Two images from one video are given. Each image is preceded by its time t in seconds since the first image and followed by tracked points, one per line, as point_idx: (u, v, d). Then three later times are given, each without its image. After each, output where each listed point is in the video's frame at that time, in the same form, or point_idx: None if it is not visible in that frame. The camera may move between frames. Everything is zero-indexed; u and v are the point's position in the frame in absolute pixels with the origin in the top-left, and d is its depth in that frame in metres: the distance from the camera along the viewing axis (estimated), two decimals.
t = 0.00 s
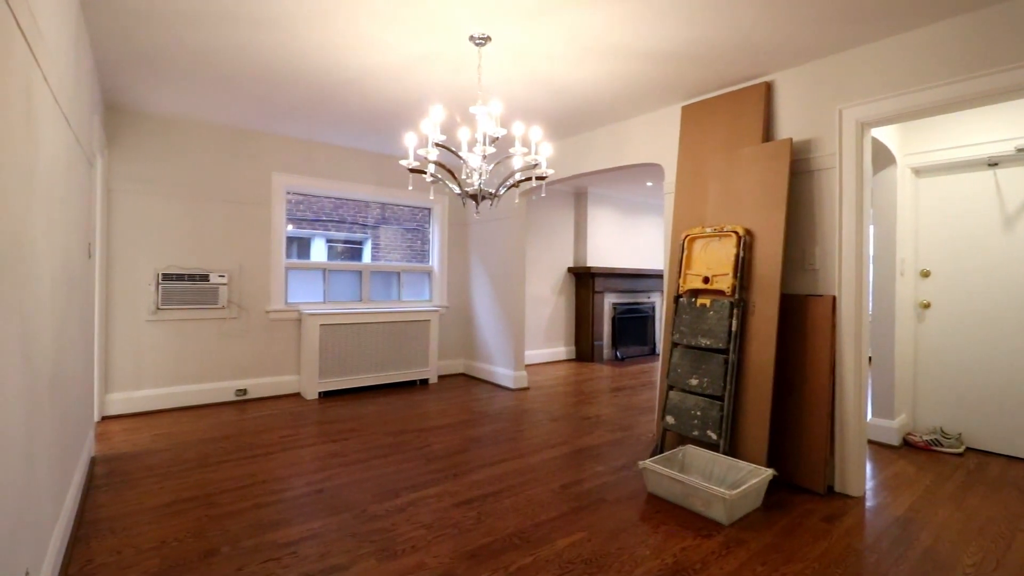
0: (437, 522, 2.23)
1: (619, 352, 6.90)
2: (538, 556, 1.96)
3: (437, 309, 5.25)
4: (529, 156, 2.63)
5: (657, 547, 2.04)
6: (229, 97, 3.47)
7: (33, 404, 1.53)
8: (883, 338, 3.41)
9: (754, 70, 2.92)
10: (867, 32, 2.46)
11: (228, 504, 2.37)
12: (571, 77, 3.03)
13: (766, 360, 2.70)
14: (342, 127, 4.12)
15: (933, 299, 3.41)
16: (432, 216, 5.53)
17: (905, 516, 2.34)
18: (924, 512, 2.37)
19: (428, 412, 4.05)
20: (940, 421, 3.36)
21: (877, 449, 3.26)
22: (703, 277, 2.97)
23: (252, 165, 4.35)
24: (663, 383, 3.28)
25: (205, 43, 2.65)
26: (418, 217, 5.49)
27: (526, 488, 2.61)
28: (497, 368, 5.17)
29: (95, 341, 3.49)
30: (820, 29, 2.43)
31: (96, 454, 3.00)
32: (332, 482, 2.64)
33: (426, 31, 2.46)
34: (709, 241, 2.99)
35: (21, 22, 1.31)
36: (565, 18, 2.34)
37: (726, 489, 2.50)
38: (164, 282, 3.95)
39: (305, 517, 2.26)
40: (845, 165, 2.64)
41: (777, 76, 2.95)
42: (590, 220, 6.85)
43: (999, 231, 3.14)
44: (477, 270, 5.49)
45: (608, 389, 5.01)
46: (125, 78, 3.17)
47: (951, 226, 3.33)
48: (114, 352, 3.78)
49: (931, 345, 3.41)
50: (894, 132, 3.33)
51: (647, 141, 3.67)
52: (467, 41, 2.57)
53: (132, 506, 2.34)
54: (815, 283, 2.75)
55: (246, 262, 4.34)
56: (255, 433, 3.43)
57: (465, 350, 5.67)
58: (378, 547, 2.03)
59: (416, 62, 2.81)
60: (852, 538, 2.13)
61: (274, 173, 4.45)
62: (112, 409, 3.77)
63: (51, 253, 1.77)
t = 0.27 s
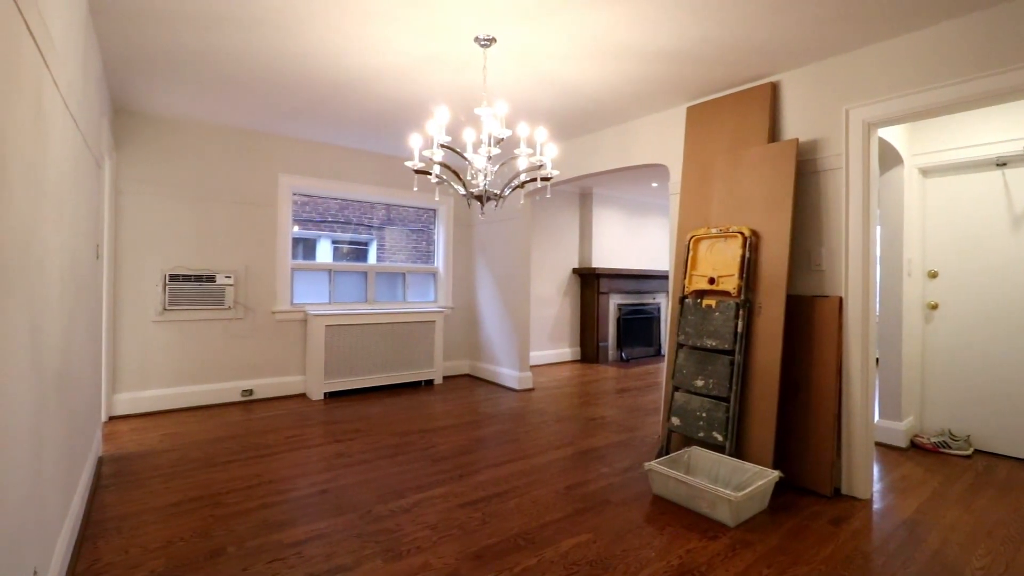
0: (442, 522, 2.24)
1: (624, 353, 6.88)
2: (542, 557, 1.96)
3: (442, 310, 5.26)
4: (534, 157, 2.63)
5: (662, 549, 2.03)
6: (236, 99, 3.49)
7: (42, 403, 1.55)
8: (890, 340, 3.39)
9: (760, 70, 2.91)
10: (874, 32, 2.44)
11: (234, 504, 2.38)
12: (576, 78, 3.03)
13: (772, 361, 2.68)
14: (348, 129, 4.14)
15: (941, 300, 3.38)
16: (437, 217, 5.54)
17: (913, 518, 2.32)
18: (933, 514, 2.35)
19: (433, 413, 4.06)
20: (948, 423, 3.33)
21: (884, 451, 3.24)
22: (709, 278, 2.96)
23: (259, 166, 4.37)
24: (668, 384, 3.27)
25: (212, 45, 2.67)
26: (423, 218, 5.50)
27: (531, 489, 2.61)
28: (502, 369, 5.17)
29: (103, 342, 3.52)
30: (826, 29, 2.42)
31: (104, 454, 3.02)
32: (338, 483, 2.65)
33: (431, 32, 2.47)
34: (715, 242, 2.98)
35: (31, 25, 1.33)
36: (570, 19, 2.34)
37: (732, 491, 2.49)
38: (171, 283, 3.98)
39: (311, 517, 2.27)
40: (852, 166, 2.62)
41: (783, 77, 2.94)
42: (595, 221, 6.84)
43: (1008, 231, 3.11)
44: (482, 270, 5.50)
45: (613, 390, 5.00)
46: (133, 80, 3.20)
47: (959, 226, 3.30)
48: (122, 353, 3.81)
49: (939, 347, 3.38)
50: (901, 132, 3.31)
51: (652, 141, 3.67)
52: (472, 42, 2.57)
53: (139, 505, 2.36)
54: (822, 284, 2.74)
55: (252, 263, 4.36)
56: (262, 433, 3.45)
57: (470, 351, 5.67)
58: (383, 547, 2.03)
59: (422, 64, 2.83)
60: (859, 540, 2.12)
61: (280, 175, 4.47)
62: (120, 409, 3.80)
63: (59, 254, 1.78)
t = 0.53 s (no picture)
0: (442, 522, 2.24)
1: (624, 354, 6.88)
2: (542, 557, 1.97)
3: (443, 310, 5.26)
4: (534, 158, 2.62)
5: (662, 549, 2.03)
6: (237, 99, 3.49)
7: (43, 402, 1.55)
8: (890, 340, 3.39)
9: (761, 71, 2.91)
10: (874, 32, 2.45)
11: (235, 504, 2.38)
12: (577, 78, 3.03)
13: (773, 362, 2.68)
14: (349, 129, 4.15)
15: (941, 300, 3.38)
16: (438, 217, 5.54)
17: (913, 519, 2.32)
18: (933, 515, 2.35)
19: (434, 413, 4.06)
20: (949, 423, 3.33)
21: (885, 452, 3.24)
22: (709, 278, 2.96)
23: (260, 167, 4.38)
24: (669, 384, 3.27)
25: (213, 45, 2.67)
26: (424, 218, 5.51)
27: (531, 489, 2.61)
28: (502, 369, 5.17)
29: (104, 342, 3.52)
30: (827, 30, 2.42)
31: (105, 453, 3.02)
32: (338, 483, 2.65)
33: (432, 33, 2.47)
34: (715, 242, 2.98)
35: (32, 25, 1.33)
36: (571, 19, 2.35)
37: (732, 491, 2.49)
38: (172, 283, 3.98)
39: (311, 517, 2.28)
40: (852, 166, 2.62)
41: (784, 77, 2.94)
42: (595, 221, 6.84)
43: (1009, 232, 3.11)
44: (483, 271, 5.50)
45: (613, 390, 5.00)
46: (134, 80, 3.20)
47: (960, 227, 3.30)
48: (123, 353, 3.82)
49: (939, 347, 3.38)
50: (901, 132, 3.31)
51: (653, 142, 3.67)
52: (473, 43, 2.58)
53: (140, 505, 2.36)
54: (822, 284, 2.74)
55: (253, 263, 4.37)
56: (262, 433, 3.46)
57: (471, 351, 5.68)
58: (383, 547, 2.04)
59: (423, 64, 2.83)
60: (859, 541, 2.12)
61: (281, 175, 4.47)
62: (121, 409, 3.81)
63: (60, 253, 1.79)
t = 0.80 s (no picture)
0: (441, 523, 2.24)
1: (623, 354, 6.88)
2: (541, 557, 1.97)
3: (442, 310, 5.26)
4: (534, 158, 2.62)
5: (661, 549, 2.04)
6: (237, 99, 3.49)
7: (42, 402, 1.55)
8: (889, 341, 3.39)
9: (760, 71, 2.92)
10: (873, 33, 2.45)
11: (234, 505, 2.38)
12: (576, 79, 3.03)
13: (772, 362, 2.69)
14: (349, 129, 4.15)
15: (940, 301, 3.39)
16: (437, 217, 5.54)
17: (911, 519, 2.32)
18: (931, 515, 2.35)
19: (433, 413, 4.06)
20: (947, 424, 3.34)
21: (883, 452, 3.24)
22: (708, 279, 2.96)
23: (259, 167, 4.38)
24: (667, 384, 3.27)
25: (212, 45, 2.67)
26: (423, 218, 5.51)
27: (530, 489, 2.61)
28: (501, 369, 5.18)
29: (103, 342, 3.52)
30: (826, 30, 2.42)
31: (103, 453, 3.02)
32: (337, 483, 2.65)
33: (432, 33, 2.48)
34: (714, 242, 2.99)
35: (31, 24, 1.33)
36: (570, 19, 2.35)
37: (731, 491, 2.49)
38: (171, 283, 3.98)
39: (310, 517, 2.27)
40: (851, 167, 2.63)
41: (783, 78, 2.95)
42: (595, 222, 6.84)
43: (1007, 232, 3.12)
44: (482, 271, 5.50)
45: (613, 391, 5.00)
46: (134, 80, 3.20)
47: (958, 227, 3.31)
48: (122, 353, 3.81)
49: (938, 348, 3.39)
50: (900, 133, 3.31)
51: (652, 142, 3.67)
52: (473, 43, 2.58)
53: (138, 506, 2.35)
54: (821, 285, 2.74)
55: (252, 263, 4.37)
56: (261, 433, 3.46)
57: (470, 351, 5.68)
58: (382, 547, 2.04)
59: (422, 64, 2.83)
60: (857, 541, 2.12)
61: (280, 175, 4.47)
62: (119, 409, 3.80)
63: (59, 254, 1.78)
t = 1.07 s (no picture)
0: (437, 523, 2.24)
1: (619, 354, 6.89)
2: (536, 557, 1.97)
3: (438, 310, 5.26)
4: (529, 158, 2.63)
5: (656, 548, 2.04)
6: (233, 98, 3.48)
7: (35, 403, 1.54)
8: (882, 341, 3.42)
9: (756, 73, 2.93)
10: (866, 35, 2.47)
11: (229, 505, 2.38)
12: (572, 79, 3.04)
13: (766, 362, 2.70)
14: (345, 129, 4.14)
15: (932, 301, 3.41)
16: (433, 217, 5.54)
17: (904, 517, 2.34)
18: (924, 514, 2.37)
19: (429, 413, 4.06)
20: (940, 423, 3.36)
21: (877, 451, 3.26)
22: (703, 279, 2.97)
23: (254, 166, 4.36)
24: (663, 384, 3.28)
25: (206, 44, 2.66)
26: (419, 218, 5.50)
27: (525, 489, 2.62)
28: (497, 369, 5.17)
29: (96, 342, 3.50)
30: (820, 32, 2.44)
31: (97, 454, 3.00)
32: (332, 483, 2.64)
33: (428, 33, 2.48)
34: (709, 243, 3.00)
35: (24, 23, 1.32)
36: (566, 20, 2.35)
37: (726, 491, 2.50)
38: (165, 283, 3.96)
39: (305, 518, 2.27)
40: (845, 168, 2.65)
41: (778, 79, 2.96)
42: (591, 222, 6.85)
43: (999, 233, 3.15)
44: (478, 271, 5.50)
45: (608, 391, 5.01)
46: (128, 79, 3.18)
47: (951, 228, 3.34)
48: (115, 353, 3.79)
49: (930, 348, 3.41)
50: (894, 134, 3.34)
51: (648, 143, 3.68)
52: (469, 43, 2.58)
53: (132, 507, 2.34)
54: (815, 285, 2.76)
55: (247, 263, 4.35)
56: (256, 433, 3.44)
57: (466, 351, 5.67)
58: (377, 548, 2.03)
59: (418, 64, 2.83)
60: (851, 540, 2.14)
61: (275, 174, 4.46)
62: (113, 409, 3.78)
63: (52, 253, 1.77)
